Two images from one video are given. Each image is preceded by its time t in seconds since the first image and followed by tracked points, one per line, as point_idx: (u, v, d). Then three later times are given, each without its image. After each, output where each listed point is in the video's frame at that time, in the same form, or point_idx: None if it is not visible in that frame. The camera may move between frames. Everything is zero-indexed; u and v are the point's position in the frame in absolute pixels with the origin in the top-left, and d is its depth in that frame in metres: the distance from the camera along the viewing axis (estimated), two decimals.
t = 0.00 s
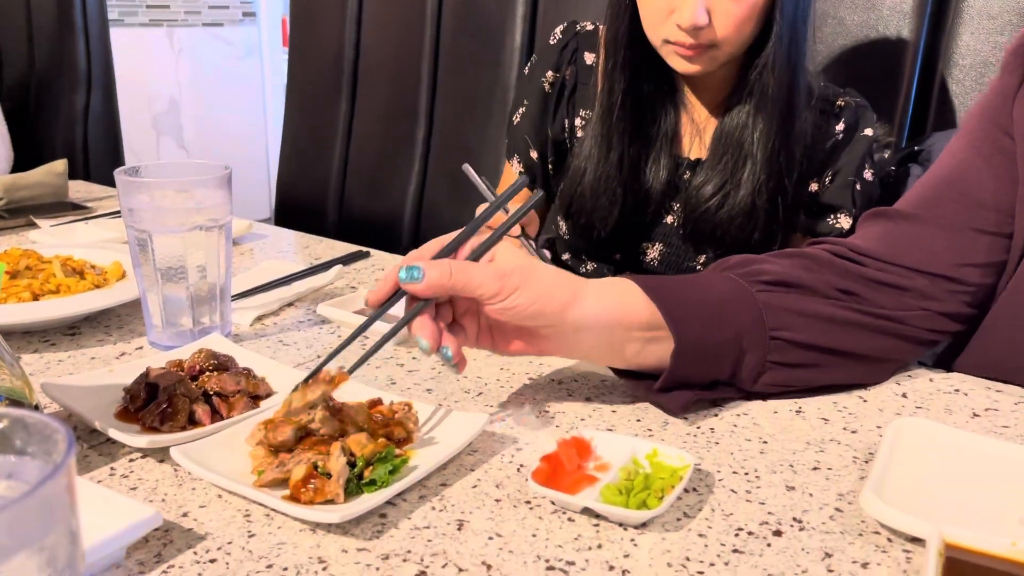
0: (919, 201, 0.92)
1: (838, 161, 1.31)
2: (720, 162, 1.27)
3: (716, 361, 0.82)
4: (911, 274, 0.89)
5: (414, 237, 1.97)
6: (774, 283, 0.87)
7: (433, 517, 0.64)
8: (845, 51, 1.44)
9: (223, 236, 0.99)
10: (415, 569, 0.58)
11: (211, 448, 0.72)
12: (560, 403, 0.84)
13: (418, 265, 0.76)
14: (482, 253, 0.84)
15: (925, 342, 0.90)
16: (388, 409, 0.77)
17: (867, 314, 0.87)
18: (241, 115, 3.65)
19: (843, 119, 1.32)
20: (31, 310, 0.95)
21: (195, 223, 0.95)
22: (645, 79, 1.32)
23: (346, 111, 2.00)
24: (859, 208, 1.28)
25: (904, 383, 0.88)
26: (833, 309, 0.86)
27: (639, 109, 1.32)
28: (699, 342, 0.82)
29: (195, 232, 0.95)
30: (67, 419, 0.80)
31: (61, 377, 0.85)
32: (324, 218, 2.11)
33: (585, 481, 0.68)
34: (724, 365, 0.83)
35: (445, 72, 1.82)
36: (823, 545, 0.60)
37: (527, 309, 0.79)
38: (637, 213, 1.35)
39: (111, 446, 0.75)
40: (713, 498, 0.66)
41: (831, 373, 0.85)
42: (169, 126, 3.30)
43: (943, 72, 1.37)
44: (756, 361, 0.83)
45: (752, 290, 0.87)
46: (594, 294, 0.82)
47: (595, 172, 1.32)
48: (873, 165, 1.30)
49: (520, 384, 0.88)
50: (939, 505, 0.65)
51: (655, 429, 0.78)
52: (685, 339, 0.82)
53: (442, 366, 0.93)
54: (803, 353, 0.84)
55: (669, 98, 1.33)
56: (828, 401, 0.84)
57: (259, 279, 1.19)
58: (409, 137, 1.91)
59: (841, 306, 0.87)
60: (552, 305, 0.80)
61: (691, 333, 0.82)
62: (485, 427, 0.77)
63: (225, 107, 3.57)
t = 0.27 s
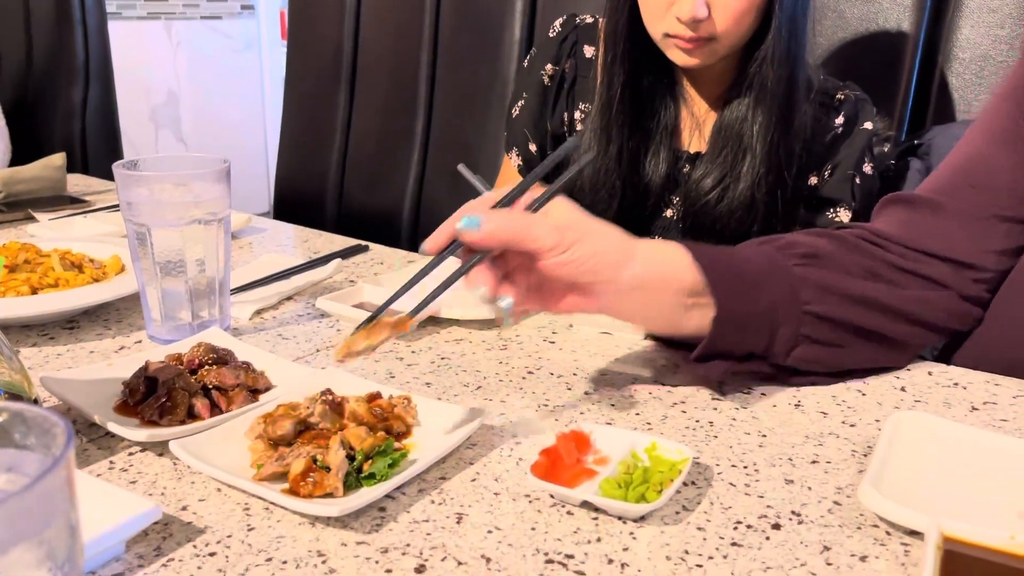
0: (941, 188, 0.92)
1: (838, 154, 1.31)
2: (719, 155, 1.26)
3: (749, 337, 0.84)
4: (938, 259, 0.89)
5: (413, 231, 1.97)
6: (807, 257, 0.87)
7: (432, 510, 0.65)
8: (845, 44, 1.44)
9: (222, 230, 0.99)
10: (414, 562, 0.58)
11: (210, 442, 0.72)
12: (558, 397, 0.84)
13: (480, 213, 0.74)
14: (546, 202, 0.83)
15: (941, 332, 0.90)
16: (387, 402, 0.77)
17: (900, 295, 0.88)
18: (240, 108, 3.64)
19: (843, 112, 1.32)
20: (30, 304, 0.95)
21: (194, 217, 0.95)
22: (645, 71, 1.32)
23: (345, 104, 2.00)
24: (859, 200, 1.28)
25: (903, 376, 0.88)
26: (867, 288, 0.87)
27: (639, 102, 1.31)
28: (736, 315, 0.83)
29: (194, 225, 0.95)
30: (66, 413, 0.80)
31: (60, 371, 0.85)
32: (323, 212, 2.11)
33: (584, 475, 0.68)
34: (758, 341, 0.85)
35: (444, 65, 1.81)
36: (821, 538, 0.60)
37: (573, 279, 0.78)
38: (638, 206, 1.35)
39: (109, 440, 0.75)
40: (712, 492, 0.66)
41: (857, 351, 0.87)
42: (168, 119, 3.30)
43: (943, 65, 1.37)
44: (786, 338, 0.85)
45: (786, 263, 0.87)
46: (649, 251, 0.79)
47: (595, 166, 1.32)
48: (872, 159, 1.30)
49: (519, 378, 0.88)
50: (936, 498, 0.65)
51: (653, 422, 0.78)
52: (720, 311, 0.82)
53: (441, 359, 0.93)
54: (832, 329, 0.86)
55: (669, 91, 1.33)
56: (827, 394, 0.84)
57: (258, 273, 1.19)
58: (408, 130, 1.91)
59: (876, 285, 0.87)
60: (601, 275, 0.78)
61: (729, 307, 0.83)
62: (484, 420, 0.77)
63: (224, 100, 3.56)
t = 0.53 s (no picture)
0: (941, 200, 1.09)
1: (836, 151, 1.31)
2: (718, 152, 1.26)
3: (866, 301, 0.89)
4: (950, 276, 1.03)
5: (412, 227, 1.96)
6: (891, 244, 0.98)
7: (430, 507, 0.64)
8: (843, 40, 1.43)
9: (220, 226, 0.98)
10: (412, 559, 0.58)
11: (208, 438, 0.71)
12: (557, 393, 0.84)
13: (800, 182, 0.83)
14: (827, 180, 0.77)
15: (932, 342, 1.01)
16: (385, 399, 0.77)
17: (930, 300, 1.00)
18: (238, 104, 3.64)
19: (841, 108, 1.32)
20: (27, 300, 0.94)
21: (193, 213, 0.94)
22: (643, 67, 1.32)
23: (344, 100, 1.99)
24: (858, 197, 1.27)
25: (901, 373, 0.88)
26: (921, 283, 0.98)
27: (638, 99, 1.31)
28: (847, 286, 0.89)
29: (192, 222, 0.95)
30: (64, 410, 0.80)
31: (58, 367, 0.85)
32: (322, 209, 2.11)
33: (582, 471, 0.68)
34: (846, 304, 0.91)
35: (443, 62, 1.81)
36: (819, 535, 0.60)
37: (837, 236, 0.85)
38: (637, 203, 1.35)
39: (107, 436, 0.75)
40: (710, 488, 0.66)
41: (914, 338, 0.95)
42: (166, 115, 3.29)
43: (942, 61, 1.37)
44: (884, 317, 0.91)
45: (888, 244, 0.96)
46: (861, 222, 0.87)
47: (594, 162, 1.32)
48: (871, 155, 1.30)
49: (517, 375, 0.88)
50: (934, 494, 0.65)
51: (651, 419, 0.78)
52: (842, 271, 0.88)
53: (439, 356, 0.93)
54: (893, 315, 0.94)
55: (667, 87, 1.33)
56: (826, 391, 0.84)
57: (256, 269, 1.19)
58: (406, 127, 1.90)
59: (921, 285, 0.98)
60: (810, 234, 0.87)
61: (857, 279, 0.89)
62: (482, 417, 0.77)
63: (223, 97, 3.55)
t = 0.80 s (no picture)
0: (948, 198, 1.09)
1: (837, 150, 1.31)
2: (718, 152, 1.26)
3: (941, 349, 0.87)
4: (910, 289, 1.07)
5: (412, 227, 1.96)
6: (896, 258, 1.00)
7: (430, 507, 0.64)
8: (843, 39, 1.43)
9: (220, 226, 0.98)
10: (412, 559, 0.58)
11: (208, 439, 0.71)
12: (557, 393, 0.83)
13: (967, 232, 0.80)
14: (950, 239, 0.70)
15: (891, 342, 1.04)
16: (385, 399, 0.77)
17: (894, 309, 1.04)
18: (239, 104, 3.64)
19: (842, 107, 1.32)
20: (27, 300, 0.94)
21: (193, 213, 0.94)
22: (644, 67, 1.32)
23: (344, 100, 1.99)
24: (858, 196, 1.28)
25: (901, 372, 0.88)
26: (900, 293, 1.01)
27: (640, 98, 1.31)
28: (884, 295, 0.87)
29: (193, 221, 0.95)
30: (64, 410, 0.80)
31: (58, 367, 0.85)
32: (322, 208, 2.11)
33: (583, 471, 0.68)
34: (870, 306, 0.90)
35: (443, 62, 1.81)
36: (820, 534, 0.60)
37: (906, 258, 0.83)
38: (638, 203, 1.35)
39: (107, 436, 0.75)
40: (710, 488, 0.66)
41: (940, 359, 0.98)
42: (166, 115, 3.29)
43: (942, 61, 1.37)
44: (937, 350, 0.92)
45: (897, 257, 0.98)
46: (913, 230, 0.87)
47: (595, 162, 1.32)
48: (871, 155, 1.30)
49: (518, 375, 0.88)
50: (935, 494, 0.65)
51: (652, 418, 0.78)
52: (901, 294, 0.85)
53: (439, 356, 0.93)
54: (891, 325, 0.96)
55: (668, 87, 1.33)
56: (826, 390, 0.84)
57: (256, 269, 1.19)
58: (406, 127, 1.90)
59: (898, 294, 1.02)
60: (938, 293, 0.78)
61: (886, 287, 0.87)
62: (482, 416, 0.77)
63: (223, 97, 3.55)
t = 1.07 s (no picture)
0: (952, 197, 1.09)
1: (839, 152, 1.31)
2: (721, 154, 1.26)
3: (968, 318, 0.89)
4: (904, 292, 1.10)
5: (414, 229, 1.97)
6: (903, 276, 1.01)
7: (432, 509, 0.64)
8: (845, 41, 1.43)
9: (222, 228, 0.98)
10: (414, 561, 0.58)
11: (210, 441, 0.71)
12: (559, 395, 0.83)
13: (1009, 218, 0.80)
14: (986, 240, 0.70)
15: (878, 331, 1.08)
16: (387, 401, 0.77)
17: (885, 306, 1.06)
18: (240, 106, 3.64)
19: (845, 109, 1.32)
20: (28, 303, 0.94)
21: (195, 216, 0.94)
22: (647, 69, 1.32)
23: (346, 102, 1.99)
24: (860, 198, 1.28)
25: (904, 374, 0.88)
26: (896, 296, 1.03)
27: (642, 100, 1.31)
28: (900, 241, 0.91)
29: (195, 224, 0.95)
30: (66, 412, 0.80)
31: (60, 370, 0.85)
32: (324, 210, 2.11)
33: (585, 473, 0.67)
34: (883, 256, 0.95)
35: (445, 64, 1.81)
36: (823, 536, 0.60)
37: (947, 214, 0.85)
38: (641, 205, 1.35)
39: (109, 438, 0.75)
40: (713, 490, 0.66)
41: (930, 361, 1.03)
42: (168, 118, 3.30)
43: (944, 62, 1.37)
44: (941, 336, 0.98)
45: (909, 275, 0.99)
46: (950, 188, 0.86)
47: (597, 164, 1.32)
48: (874, 156, 1.30)
49: (519, 377, 0.88)
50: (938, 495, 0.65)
51: (654, 420, 0.78)
52: (922, 252, 0.89)
53: (441, 358, 0.93)
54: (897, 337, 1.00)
55: (671, 89, 1.33)
56: (828, 392, 0.84)
57: (258, 271, 1.19)
58: (408, 129, 1.90)
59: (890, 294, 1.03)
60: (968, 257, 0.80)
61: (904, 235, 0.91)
62: (484, 418, 0.77)
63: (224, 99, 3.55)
